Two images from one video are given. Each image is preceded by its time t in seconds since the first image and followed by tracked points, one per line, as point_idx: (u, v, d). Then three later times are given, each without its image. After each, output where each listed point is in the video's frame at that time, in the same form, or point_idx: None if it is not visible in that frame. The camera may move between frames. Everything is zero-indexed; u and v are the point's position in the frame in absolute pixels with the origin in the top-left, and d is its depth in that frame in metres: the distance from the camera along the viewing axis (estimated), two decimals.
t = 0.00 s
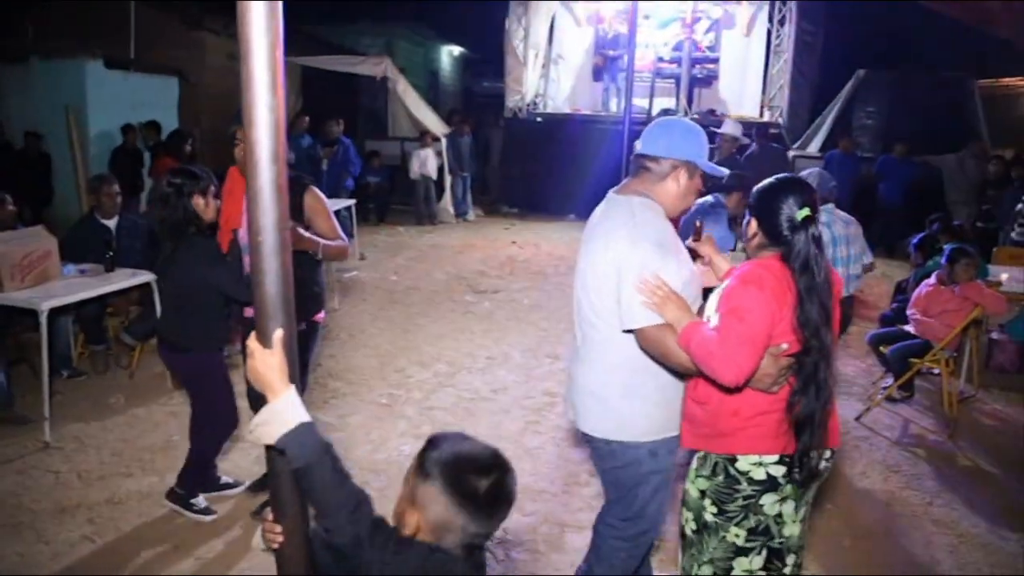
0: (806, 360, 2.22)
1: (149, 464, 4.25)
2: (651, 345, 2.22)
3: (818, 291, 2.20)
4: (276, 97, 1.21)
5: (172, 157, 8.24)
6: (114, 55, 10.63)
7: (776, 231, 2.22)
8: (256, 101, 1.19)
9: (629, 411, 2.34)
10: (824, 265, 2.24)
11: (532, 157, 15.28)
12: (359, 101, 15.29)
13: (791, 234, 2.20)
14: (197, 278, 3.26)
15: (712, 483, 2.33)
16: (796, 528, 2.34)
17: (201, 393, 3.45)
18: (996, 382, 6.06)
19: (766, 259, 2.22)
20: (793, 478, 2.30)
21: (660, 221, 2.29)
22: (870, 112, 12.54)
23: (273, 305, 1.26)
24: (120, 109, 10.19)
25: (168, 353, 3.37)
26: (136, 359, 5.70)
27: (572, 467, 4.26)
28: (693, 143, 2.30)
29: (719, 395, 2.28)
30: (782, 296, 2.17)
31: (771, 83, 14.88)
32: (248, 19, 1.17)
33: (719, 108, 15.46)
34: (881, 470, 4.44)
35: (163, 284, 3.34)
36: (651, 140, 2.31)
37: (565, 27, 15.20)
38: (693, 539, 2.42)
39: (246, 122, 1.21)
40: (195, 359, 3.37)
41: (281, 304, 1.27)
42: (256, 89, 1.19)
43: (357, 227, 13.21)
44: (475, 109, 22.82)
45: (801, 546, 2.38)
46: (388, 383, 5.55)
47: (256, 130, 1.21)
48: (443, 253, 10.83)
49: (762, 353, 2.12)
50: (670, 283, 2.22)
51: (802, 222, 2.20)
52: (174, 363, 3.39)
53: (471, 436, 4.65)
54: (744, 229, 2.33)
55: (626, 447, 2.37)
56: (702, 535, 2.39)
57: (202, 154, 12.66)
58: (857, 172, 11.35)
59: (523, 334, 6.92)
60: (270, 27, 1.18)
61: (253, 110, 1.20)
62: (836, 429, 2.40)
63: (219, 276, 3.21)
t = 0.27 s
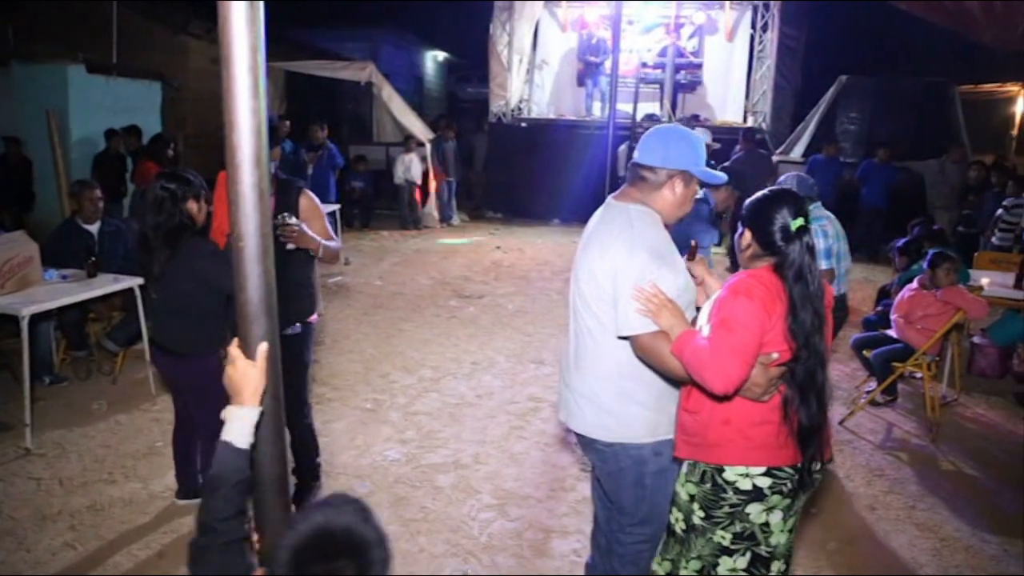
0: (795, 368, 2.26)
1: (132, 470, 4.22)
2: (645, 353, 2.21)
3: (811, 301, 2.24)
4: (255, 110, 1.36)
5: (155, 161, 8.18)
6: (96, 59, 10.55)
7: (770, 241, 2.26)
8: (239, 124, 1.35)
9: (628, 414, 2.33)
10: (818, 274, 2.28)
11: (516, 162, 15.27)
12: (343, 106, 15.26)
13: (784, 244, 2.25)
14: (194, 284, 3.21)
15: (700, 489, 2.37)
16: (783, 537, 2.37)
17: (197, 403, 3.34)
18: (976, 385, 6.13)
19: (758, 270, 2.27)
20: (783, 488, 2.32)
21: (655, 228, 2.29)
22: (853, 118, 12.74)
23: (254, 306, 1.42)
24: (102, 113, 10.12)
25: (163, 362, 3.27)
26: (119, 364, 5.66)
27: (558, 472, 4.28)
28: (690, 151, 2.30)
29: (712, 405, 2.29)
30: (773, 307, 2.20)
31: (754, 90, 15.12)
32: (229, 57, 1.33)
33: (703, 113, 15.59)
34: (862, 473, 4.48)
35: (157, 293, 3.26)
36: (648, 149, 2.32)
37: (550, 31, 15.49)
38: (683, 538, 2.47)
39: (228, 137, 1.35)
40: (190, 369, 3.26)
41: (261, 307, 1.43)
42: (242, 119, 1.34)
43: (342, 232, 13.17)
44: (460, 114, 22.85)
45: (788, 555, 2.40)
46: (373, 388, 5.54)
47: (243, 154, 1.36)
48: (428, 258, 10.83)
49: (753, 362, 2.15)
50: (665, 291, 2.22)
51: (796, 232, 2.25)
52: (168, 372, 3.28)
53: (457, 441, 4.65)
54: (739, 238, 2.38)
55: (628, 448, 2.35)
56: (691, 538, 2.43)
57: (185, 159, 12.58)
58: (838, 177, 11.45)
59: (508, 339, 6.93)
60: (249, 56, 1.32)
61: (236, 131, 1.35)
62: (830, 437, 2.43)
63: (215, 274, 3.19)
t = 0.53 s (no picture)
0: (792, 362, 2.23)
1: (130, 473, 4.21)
2: (647, 335, 2.22)
3: (809, 295, 2.24)
4: (253, 105, 1.22)
5: (154, 164, 8.17)
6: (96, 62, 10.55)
7: (766, 235, 2.26)
8: (237, 110, 1.21)
9: (637, 421, 2.36)
10: (816, 271, 2.29)
11: (516, 165, 15.28)
12: (343, 109, 15.29)
13: (782, 238, 2.25)
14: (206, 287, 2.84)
15: (703, 497, 2.33)
16: (787, 544, 2.34)
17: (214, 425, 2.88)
18: (975, 390, 6.13)
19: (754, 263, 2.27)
20: (787, 495, 2.29)
21: (670, 224, 2.32)
22: (852, 122, 12.70)
23: (252, 310, 1.27)
24: (101, 115, 10.11)
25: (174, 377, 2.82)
26: (117, 367, 5.64)
27: (557, 475, 4.28)
28: (705, 156, 2.36)
29: (704, 397, 2.28)
30: (767, 299, 2.19)
31: (753, 95, 15.14)
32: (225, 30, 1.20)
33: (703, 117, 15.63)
34: (862, 478, 4.48)
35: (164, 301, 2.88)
36: (662, 153, 2.38)
37: (549, 35, 15.54)
38: (688, 551, 2.43)
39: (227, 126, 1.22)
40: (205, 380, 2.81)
41: (259, 309, 1.27)
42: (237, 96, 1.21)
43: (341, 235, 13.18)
44: (459, 118, 22.88)
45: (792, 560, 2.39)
46: (372, 391, 5.54)
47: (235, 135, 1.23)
48: (428, 261, 10.85)
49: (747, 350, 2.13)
50: (675, 273, 2.25)
51: (793, 227, 2.27)
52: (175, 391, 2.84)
53: (456, 445, 4.65)
54: (733, 237, 2.39)
55: (634, 454, 2.39)
56: (695, 546, 2.40)
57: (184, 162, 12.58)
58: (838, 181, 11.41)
59: (507, 342, 6.94)
60: (248, 31, 1.20)
61: (232, 118, 1.22)
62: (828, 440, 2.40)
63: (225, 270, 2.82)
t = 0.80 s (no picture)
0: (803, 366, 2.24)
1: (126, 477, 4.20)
2: (656, 343, 2.20)
3: (818, 299, 2.25)
4: (249, 106, 1.22)
5: (150, 167, 8.16)
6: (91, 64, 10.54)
7: (776, 239, 2.27)
8: (232, 110, 1.21)
9: (640, 423, 2.34)
10: (824, 274, 2.29)
11: (513, 166, 15.29)
12: (340, 111, 15.30)
13: (790, 242, 2.26)
14: (197, 290, 2.83)
15: (712, 496, 2.33)
16: (793, 544, 2.36)
17: (201, 424, 2.90)
18: (970, 390, 6.14)
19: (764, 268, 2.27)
20: (795, 496, 2.31)
21: (673, 227, 2.32)
22: (848, 124, 12.62)
23: (246, 312, 1.27)
24: (97, 118, 10.10)
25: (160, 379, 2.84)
26: (113, 370, 5.64)
27: (554, 477, 4.27)
28: (701, 160, 2.36)
29: (717, 403, 2.28)
30: (778, 305, 2.19)
31: (750, 95, 15.12)
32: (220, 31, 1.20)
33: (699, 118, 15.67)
34: (858, 479, 4.48)
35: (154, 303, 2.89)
36: (660, 161, 2.37)
37: (545, 38, 15.61)
38: (692, 550, 2.43)
39: (221, 128, 1.22)
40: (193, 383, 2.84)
41: (253, 312, 1.27)
42: (232, 99, 1.21)
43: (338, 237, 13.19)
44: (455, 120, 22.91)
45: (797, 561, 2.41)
46: (369, 393, 5.54)
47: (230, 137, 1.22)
48: (425, 262, 10.86)
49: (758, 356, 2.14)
50: (680, 281, 2.24)
51: (800, 230, 2.28)
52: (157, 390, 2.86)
53: (453, 446, 4.65)
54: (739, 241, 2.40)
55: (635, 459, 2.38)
56: (701, 547, 2.40)
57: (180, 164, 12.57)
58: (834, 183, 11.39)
59: (504, 343, 6.95)
60: (242, 30, 1.20)
61: (226, 119, 1.22)
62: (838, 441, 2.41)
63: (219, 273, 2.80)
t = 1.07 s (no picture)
0: (818, 371, 2.25)
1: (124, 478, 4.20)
2: (669, 355, 2.22)
3: (831, 301, 2.25)
4: (245, 108, 1.22)
5: (147, 167, 8.14)
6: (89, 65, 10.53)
7: (788, 244, 2.26)
8: (227, 114, 1.21)
9: (648, 417, 2.35)
10: (837, 274, 2.29)
11: (511, 167, 15.29)
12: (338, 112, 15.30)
13: (803, 247, 2.25)
14: (187, 298, 2.84)
15: (728, 499, 2.35)
16: (811, 548, 2.38)
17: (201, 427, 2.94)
18: (969, 389, 6.15)
19: (775, 273, 2.27)
20: (814, 498, 2.33)
21: (669, 227, 2.32)
22: (846, 123, 12.72)
23: (243, 312, 1.26)
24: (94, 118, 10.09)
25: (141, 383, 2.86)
26: (111, 372, 5.63)
27: (553, 478, 4.28)
28: (691, 146, 2.34)
29: (733, 409, 2.31)
30: (791, 310, 2.19)
31: (747, 95, 15.10)
32: (215, 34, 1.20)
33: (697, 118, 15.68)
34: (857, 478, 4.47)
35: (138, 308, 2.86)
36: (650, 152, 2.36)
37: (543, 38, 15.60)
38: (705, 548, 2.46)
39: (217, 131, 1.22)
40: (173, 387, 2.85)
41: (250, 313, 1.27)
42: (227, 100, 1.21)
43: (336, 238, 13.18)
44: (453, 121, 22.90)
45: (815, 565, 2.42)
46: (367, 394, 5.53)
47: (227, 140, 1.22)
48: (423, 262, 10.86)
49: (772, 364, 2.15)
50: (684, 291, 2.23)
51: (813, 234, 2.27)
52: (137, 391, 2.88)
53: (452, 447, 4.64)
54: (751, 243, 2.39)
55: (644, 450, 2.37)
56: (718, 549, 2.41)
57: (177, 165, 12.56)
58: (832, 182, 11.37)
59: (502, 343, 6.95)
60: (238, 33, 1.20)
61: (223, 123, 1.21)
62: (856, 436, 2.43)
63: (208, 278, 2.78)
